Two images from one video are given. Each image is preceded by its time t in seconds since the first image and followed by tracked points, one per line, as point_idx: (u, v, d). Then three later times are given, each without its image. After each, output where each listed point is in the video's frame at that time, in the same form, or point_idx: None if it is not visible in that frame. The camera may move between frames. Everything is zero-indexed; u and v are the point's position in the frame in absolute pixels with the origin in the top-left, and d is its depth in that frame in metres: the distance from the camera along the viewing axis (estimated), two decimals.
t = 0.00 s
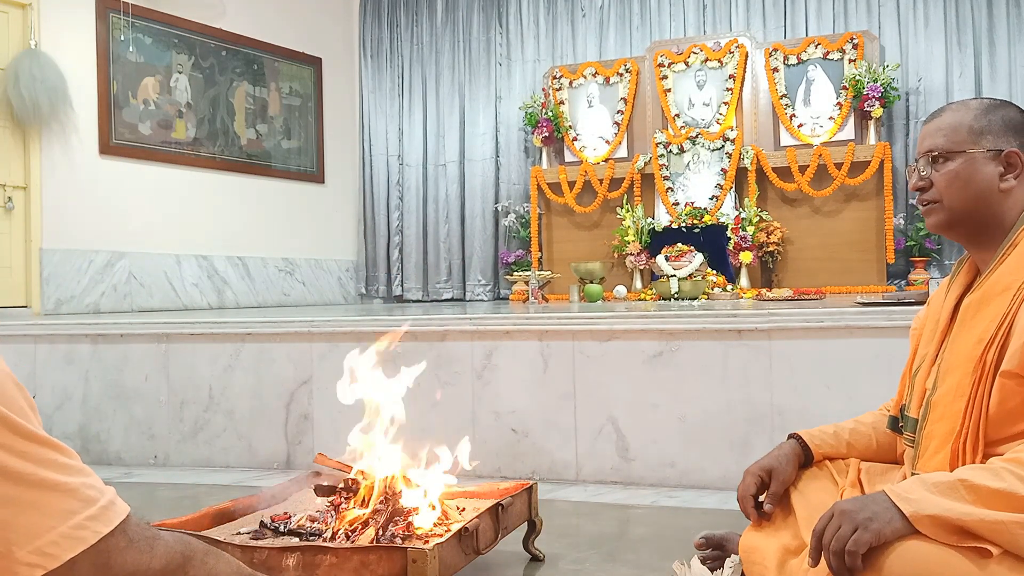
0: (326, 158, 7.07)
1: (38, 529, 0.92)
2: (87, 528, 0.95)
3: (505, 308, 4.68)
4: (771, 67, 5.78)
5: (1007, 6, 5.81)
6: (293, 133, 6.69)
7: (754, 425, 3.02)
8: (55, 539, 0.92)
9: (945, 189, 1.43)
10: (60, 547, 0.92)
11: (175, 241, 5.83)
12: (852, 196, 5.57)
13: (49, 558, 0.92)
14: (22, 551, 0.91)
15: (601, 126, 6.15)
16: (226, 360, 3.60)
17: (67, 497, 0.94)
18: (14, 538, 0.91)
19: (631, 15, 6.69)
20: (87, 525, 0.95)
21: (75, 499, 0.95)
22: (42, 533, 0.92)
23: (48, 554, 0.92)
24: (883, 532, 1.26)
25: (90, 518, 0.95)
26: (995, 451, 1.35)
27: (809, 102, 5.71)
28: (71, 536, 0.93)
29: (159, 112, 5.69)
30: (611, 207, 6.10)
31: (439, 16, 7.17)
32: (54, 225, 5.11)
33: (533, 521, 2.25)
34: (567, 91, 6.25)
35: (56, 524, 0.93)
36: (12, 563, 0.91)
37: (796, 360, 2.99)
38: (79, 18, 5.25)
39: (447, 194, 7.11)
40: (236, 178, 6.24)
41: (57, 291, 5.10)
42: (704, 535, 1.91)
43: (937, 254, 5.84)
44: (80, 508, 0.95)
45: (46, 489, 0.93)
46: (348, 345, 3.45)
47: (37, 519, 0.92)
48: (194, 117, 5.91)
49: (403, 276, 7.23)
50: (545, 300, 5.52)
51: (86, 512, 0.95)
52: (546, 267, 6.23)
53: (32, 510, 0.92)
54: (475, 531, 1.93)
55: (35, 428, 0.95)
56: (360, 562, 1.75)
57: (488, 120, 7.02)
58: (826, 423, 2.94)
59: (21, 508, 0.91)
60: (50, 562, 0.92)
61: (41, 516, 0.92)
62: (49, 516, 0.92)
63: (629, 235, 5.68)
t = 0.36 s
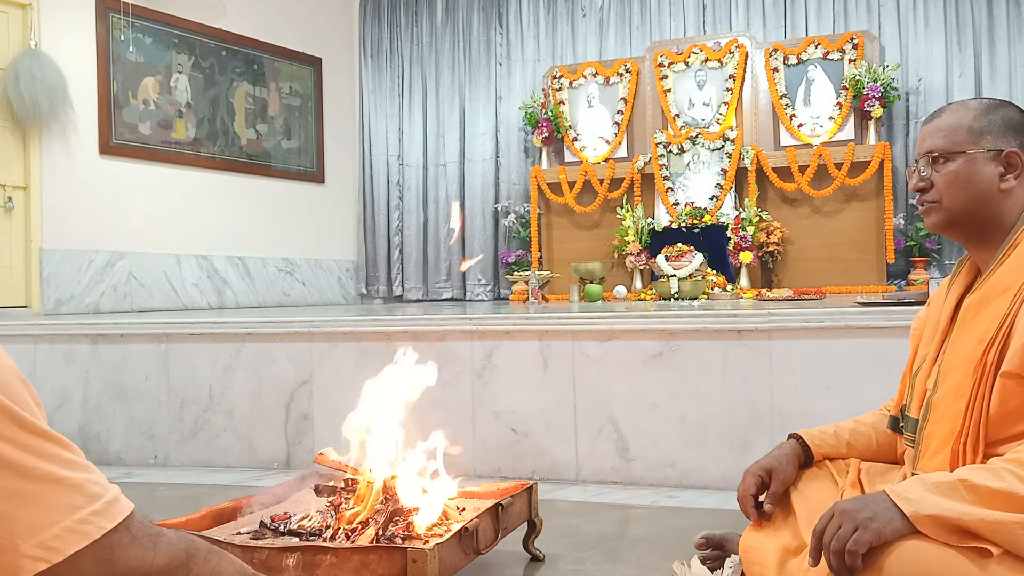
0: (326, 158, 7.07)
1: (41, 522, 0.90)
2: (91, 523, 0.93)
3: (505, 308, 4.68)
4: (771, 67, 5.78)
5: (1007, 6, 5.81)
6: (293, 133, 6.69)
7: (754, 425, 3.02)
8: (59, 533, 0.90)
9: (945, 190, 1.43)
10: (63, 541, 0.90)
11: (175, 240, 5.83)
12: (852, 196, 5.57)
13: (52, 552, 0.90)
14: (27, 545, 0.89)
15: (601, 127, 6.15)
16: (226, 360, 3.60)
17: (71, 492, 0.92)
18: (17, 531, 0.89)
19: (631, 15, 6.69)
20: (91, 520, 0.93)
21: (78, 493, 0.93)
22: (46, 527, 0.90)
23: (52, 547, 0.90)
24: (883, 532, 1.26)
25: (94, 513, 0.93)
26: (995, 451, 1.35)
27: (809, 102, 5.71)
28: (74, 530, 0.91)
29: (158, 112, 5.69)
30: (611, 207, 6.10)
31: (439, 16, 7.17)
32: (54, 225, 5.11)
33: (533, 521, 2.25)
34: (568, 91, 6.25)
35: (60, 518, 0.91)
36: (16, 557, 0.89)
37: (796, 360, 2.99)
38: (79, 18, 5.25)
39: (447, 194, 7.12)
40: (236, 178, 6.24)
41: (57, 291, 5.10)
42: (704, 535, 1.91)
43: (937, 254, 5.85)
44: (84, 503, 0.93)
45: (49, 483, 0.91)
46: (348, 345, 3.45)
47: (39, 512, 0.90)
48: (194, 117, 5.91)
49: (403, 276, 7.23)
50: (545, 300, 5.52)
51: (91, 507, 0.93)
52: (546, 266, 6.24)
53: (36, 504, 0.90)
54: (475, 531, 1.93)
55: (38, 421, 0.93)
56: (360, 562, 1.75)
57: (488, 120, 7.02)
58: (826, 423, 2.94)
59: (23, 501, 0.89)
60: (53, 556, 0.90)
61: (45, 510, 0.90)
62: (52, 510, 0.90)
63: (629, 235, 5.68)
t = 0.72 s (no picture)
0: (326, 158, 7.07)
1: (38, 505, 0.90)
2: (91, 503, 0.93)
3: (505, 307, 4.68)
4: (771, 67, 5.78)
5: (1007, 6, 5.81)
6: (294, 133, 6.69)
7: (754, 425, 3.02)
8: (58, 514, 0.90)
9: (945, 191, 1.43)
10: (62, 522, 0.91)
11: (175, 240, 5.83)
12: (852, 196, 5.57)
13: (52, 532, 0.90)
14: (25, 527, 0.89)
15: (601, 126, 6.15)
16: (226, 360, 3.60)
17: (69, 473, 0.92)
18: (16, 512, 0.89)
19: (631, 15, 6.69)
20: (89, 501, 0.93)
21: (76, 474, 0.93)
22: (45, 508, 0.90)
23: (51, 528, 0.90)
24: (883, 532, 1.26)
25: (94, 494, 0.93)
26: (995, 451, 1.35)
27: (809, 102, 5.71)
28: (73, 510, 0.91)
29: (158, 112, 5.69)
30: (611, 207, 6.10)
31: (440, 16, 7.18)
32: (54, 225, 5.11)
33: (533, 521, 2.25)
34: (568, 91, 6.25)
35: (58, 499, 0.91)
36: (16, 538, 0.89)
37: (796, 360, 2.99)
38: (79, 18, 5.25)
39: (447, 194, 7.12)
40: (236, 178, 6.24)
41: (57, 291, 5.10)
42: (704, 535, 1.92)
43: (937, 254, 5.84)
44: (83, 484, 0.93)
45: (46, 465, 0.91)
46: (348, 345, 3.45)
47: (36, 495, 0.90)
48: (194, 117, 5.91)
49: (403, 276, 7.23)
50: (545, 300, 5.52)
51: (90, 488, 0.93)
52: (546, 266, 6.24)
53: (34, 486, 0.90)
54: (475, 531, 1.93)
55: (32, 405, 0.94)
56: (361, 562, 1.75)
57: (488, 120, 7.02)
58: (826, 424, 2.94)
59: (17, 485, 0.89)
60: (52, 536, 0.90)
61: (43, 492, 0.90)
62: (52, 491, 0.91)
63: (629, 235, 5.68)
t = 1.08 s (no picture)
0: (326, 158, 7.07)
1: (16, 469, 0.85)
2: (72, 466, 0.88)
3: (505, 307, 4.68)
4: (771, 67, 5.78)
5: (1007, 6, 5.81)
6: (293, 133, 6.69)
7: (754, 425, 3.02)
8: (38, 477, 0.86)
9: (944, 194, 1.43)
10: (42, 484, 0.86)
11: (175, 240, 5.83)
12: (852, 196, 5.57)
13: (33, 495, 0.86)
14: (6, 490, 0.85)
15: (601, 127, 6.15)
16: (226, 361, 3.60)
17: (46, 437, 0.87)
18: None
19: (631, 15, 6.69)
20: (70, 464, 0.88)
21: (54, 438, 0.88)
22: (24, 473, 0.86)
23: (32, 491, 0.86)
24: (883, 532, 1.26)
25: (74, 456, 0.89)
26: (995, 451, 1.35)
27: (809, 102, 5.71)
28: (54, 473, 0.87)
29: (158, 112, 5.69)
30: (611, 207, 6.10)
31: (439, 16, 7.18)
32: (54, 225, 5.11)
33: (533, 521, 2.25)
34: (567, 91, 6.25)
35: (38, 463, 0.86)
36: None
37: (796, 360, 2.99)
38: (79, 18, 5.25)
39: (447, 194, 7.12)
40: (236, 178, 6.24)
41: (57, 291, 5.10)
42: (704, 535, 1.92)
43: (937, 254, 5.85)
44: (61, 447, 0.88)
45: (20, 430, 0.86)
46: (348, 345, 3.45)
47: (14, 457, 0.85)
48: (194, 117, 5.91)
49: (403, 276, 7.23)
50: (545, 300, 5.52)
51: (69, 450, 0.89)
52: (546, 266, 6.24)
53: (11, 452, 0.85)
54: (475, 531, 1.93)
55: None
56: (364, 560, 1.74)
57: (488, 120, 7.02)
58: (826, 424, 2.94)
59: None
60: (34, 499, 0.85)
61: (21, 457, 0.86)
62: (30, 456, 0.86)
63: (629, 235, 5.68)
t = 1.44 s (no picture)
0: (326, 158, 7.07)
1: None
2: (44, 440, 0.90)
3: (505, 308, 4.68)
4: (771, 67, 5.78)
5: (1007, 6, 5.81)
6: (293, 133, 6.69)
7: (754, 425, 3.02)
8: (10, 452, 0.88)
9: (943, 196, 1.43)
10: (16, 459, 0.88)
11: (175, 240, 5.83)
12: (852, 196, 5.56)
13: (7, 470, 0.87)
14: None
15: (601, 126, 6.15)
16: (226, 361, 3.60)
17: (16, 414, 0.89)
18: None
19: (631, 15, 6.69)
20: (42, 438, 0.90)
21: (25, 414, 0.90)
22: None
23: (5, 466, 0.87)
24: (883, 532, 1.26)
25: (46, 431, 0.90)
26: (995, 451, 1.35)
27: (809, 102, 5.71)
28: (27, 448, 0.88)
29: (158, 112, 5.69)
30: (612, 207, 6.10)
31: (439, 16, 7.17)
32: (54, 225, 5.11)
33: (533, 521, 2.26)
34: (567, 90, 6.25)
35: (9, 439, 0.88)
36: None
37: (796, 360, 2.98)
38: (79, 18, 5.26)
39: (447, 194, 7.11)
40: (236, 178, 6.24)
41: (57, 291, 5.10)
42: (704, 535, 1.92)
43: (937, 254, 5.84)
44: (32, 423, 0.90)
45: None
46: (348, 345, 3.45)
47: None
48: (194, 117, 5.91)
49: (403, 276, 7.23)
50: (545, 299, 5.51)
51: (39, 425, 0.90)
52: (546, 266, 6.24)
53: None
54: (475, 531, 1.93)
55: None
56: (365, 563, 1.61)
57: (488, 120, 7.01)
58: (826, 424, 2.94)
59: None
60: (8, 475, 0.87)
61: None
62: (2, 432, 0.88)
63: (629, 235, 5.68)
